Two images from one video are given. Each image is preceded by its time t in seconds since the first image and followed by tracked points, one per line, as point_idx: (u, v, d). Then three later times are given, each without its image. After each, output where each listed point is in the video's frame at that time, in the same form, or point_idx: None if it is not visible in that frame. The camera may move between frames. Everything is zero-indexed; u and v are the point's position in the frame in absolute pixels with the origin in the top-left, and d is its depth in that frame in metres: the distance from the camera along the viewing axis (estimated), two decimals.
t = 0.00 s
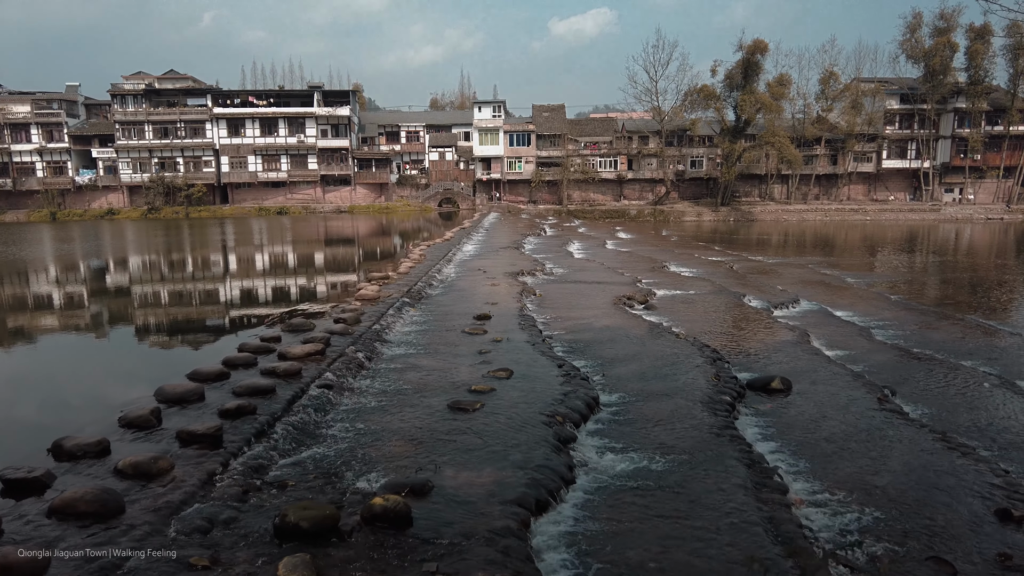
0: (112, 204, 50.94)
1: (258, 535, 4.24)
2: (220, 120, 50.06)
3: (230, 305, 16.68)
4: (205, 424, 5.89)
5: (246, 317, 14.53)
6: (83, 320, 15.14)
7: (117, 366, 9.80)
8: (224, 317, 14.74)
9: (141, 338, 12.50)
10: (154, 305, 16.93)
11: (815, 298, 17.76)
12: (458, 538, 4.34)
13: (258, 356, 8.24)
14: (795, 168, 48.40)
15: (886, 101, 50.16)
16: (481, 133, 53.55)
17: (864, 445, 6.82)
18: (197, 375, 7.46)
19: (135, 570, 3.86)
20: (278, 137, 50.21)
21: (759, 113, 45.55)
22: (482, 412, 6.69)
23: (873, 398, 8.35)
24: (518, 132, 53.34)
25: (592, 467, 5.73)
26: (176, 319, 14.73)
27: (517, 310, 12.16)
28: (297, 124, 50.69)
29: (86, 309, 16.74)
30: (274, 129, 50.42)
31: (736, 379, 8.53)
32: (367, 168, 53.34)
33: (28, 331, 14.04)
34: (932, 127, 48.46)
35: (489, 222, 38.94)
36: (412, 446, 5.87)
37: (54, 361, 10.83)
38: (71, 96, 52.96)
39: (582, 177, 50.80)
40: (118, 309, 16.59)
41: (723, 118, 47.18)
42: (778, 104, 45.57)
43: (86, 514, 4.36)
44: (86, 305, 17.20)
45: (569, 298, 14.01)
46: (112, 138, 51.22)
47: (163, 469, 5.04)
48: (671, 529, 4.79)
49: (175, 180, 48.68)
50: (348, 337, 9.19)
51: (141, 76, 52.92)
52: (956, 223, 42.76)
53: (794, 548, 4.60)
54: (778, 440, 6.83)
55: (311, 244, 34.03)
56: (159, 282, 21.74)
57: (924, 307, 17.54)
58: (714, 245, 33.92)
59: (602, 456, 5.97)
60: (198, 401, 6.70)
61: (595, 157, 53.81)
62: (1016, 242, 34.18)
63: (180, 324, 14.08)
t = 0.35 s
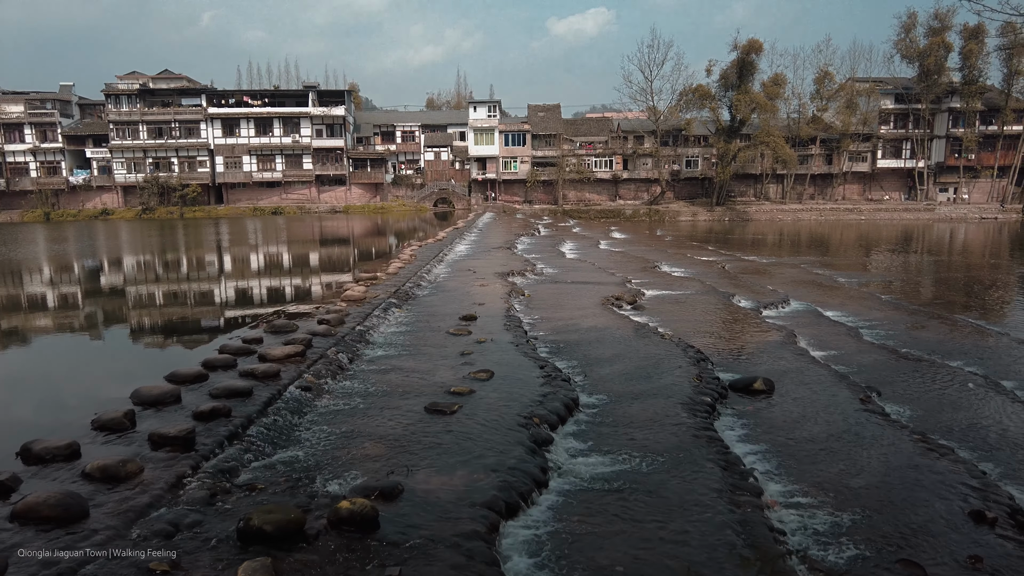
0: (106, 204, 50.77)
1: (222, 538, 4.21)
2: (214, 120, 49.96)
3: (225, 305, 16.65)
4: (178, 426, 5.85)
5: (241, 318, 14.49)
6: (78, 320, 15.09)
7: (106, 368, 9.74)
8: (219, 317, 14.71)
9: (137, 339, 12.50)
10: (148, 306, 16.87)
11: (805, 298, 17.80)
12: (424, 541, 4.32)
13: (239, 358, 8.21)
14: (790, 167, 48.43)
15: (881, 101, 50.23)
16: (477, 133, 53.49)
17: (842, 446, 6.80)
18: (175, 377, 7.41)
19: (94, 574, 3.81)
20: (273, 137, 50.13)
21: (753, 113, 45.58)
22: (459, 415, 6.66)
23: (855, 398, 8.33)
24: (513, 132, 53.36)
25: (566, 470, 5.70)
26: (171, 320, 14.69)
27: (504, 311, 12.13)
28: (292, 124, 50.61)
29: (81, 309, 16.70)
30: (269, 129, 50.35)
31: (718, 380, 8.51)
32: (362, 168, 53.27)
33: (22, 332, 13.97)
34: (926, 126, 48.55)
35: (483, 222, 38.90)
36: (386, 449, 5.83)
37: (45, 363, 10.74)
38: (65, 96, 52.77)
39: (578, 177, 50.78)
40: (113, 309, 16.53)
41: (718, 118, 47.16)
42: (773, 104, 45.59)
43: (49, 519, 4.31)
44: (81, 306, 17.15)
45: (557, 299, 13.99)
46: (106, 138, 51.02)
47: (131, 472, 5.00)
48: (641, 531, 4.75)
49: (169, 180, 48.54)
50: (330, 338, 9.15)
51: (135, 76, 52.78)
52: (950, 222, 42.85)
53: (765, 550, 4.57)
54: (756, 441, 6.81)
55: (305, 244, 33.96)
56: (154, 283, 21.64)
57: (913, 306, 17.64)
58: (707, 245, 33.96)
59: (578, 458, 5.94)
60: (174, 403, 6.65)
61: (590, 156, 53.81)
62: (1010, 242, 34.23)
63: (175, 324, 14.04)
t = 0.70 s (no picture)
0: (101, 205, 50.68)
1: (186, 540, 4.17)
2: (209, 121, 49.92)
3: (220, 307, 16.64)
4: (151, 427, 5.79)
5: (235, 319, 14.48)
6: (74, 322, 15.06)
7: (92, 371, 9.69)
8: (215, 318, 14.70)
9: (133, 340, 12.53)
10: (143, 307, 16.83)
11: (795, 299, 17.82)
12: (390, 544, 4.30)
13: (220, 359, 8.17)
14: (785, 168, 48.47)
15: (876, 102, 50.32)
16: (473, 133, 53.16)
17: (823, 447, 6.77)
18: (154, 378, 7.36)
19: None
20: (269, 139, 50.14)
21: (749, 114, 45.62)
22: (437, 416, 6.63)
23: (839, 399, 8.30)
24: (509, 133, 53.44)
25: (542, 471, 5.66)
26: (167, 321, 14.67)
27: (491, 312, 12.10)
28: (287, 125, 50.60)
29: (77, 311, 16.65)
30: (264, 130, 50.34)
31: (701, 381, 8.47)
32: (358, 169, 53.24)
33: (17, 333, 13.94)
34: (921, 128, 48.62)
35: (478, 223, 38.89)
36: (361, 450, 5.80)
37: (33, 365, 10.70)
38: (60, 97, 52.70)
39: (574, 178, 50.81)
40: (109, 311, 16.49)
41: (714, 119, 47.15)
42: (768, 106, 45.60)
43: (11, 521, 4.25)
44: (76, 307, 17.13)
45: (545, 300, 13.98)
46: (101, 139, 50.95)
47: (100, 474, 4.94)
48: (611, 531, 4.72)
49: (164, 181, 48.44)
50: (313, 340, 9.12)
51: (130, 77, 52.72)
52: (945, 223, 42.92)
53: (736, 551, 4.54)
54: (737, 442, 6.79)
55: (300, 245, 33.92)
56: (150, 284, 21.58)
57: (903, 306, 17.68)
58: (701, 245, 33.99)
59: (554, 459, 5.91)
60: (151, 404, 6.61)
61: (586, 158, 53.85)
62: (1005, 243, 34.27)
63: (171, 326, 14.03)
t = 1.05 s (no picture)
0: (102, 203, 50.75)
1: (159, 538, 4.15)
2: (211, 119, 49.95)
3: (222, 304, 16.64)
4: (133, 425, 5.77)
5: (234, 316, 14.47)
6: (76, 319, 15.05)
7: (86, 369, 9.68)
8: (217, 315, 14.70)
9: (134, 337, 12.52)
10: (145, 305, 16.79)
11: (793, 297, 17.76)
12: (365, 543, 4.26)
13: (209, 357, 8.17)
14: (787, 167, 48.28)
15: (878, 101, 50.12)
16: (474, 132, 53.44)
17: (812, 447, 6.72)
18: (142, 374, 7.35)
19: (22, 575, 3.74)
20: (270, 137, 50.20)
21: (750, 113, 45.47)
22: (423, 414, 6.59)
23: (831, 398, 8.23)
24: (510, 132, 53.41)
25: (526, 470, 5.62)
26: (168, 318, 14.66)
27: (484, 310, 12.05)
28: (288, 123, 50.61)
29: (78, 308, 16.64)
30: (265, 128, 50.38)
31: (692, 380, 8.42)
32: (359, 167, 53.22)
33: (20, 330, 13.99)
34: (924, 127, 48.41)
35: (478, 222, 38.87)
36: (345, 448, 5.77)
37: (30, 363, 10.71)
38: (62, 95, 52.81)
39: (575, 176, 50.71)
40: (111, 308, 16.47)
41: (715, 118, 47.08)
42: (770, 104, 45.38)
43: None
44: (78, 304, 17.14)
45: (541, 298, 13.94)
46: (103, 136, 51.02)
47: (79, 472, 4.92)
48: (591, 529, 4.68)
49: (166, 179, 48.46)
50: (304, 337, 9.09)
51: (132, 75, 52.78)
52: (948, 222, 42.74)
53: (719, 551, 4.48)
54: (725, 442, 6.73)
55: (301, 243, 33.96)
56: (152, 281, 21.55)
57: (902, 305, 17.63)
58: (702, 244, 33.87)
59: (539, 458, 5.86)
60: (136, 401, 6.59)
61: (588, 156, 53.76)
62: (1008, 243, 34.03)
63: (172, 323, 14.01)
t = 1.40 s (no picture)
0: (104, 194, 50.75)
1: (132, 533, 4.11)
2: (212, 111, 49.84)
3: (223, 296, 16.61)
4: (114, 417, 5.74)
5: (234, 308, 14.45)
6: (78, 311, 15.03)
7: (79, 359, 9.66)
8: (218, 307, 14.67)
9: (135, 328, 12.51)
10: (148, 296, 16.75)
11: (792, 290, 17.65)
12: (339, 538, 4.22)
13: (197, 349, 8.13)
14: (791, 159, 47.90)
15: (884, 93, 49.64)
16: (475, 124, 53.33)
17: (802, 442, 6.65)
18: (127, 366, 7.31)
19: None
20: (271, 128, 50.10)
21: (754, 104, 45.08)
22: (408, 408, 6.54)
23: (823, 393, 8.14)
24: (512, 123, 53.17)
25: (508, 464, 5.57)
26: (170, 310, 14.63)
27: (478, 302, 11.99)
28: (290, 114, 50.46)
29: (80, 300, 16.62)
30: (266, 120, 50.27)
31: (683, 373, 8.35)
32: (360, 159, 53.07)
33: (23, 321, 13.98)
34: (930, 119, 47.94)
35: (479, 214, 38.74)
36: (327, 442, 5.73)
37: (30, 353, 10.72)
38: (63, 86, 52.74)
39: (577, 168, 50.50)
40: (113, 300, 16.43)
41: (719, 110, 46.67)
42: (774, 96, 44.93)
43: None
44: (80, 296, 17.12)
45: (536, 291, 13.87)
46: (104, 128, 50.97)
47: (56, 465, 4.88)
48: (571, 526, 4.63)
49: (167, 171, 48.38)
50: (293, 330, 9.04)
51: (133, 67, 52.68)
52: (952, 215, 42.40)
53: (698, 548, 4.42)
54: (713, 436, 6.67)
55: (302, 235, 33.92)
56: (154, 273, 21.50)
57: (901, 298, 17.51)
58: (703, 237, 33.68)
59: (523, 452, 5.81)
60: (120, 393, 6.56)
61: (590, 148, 53.47)
62: (1012, 236, 33.75)
63: (174, 315, 13.99)
